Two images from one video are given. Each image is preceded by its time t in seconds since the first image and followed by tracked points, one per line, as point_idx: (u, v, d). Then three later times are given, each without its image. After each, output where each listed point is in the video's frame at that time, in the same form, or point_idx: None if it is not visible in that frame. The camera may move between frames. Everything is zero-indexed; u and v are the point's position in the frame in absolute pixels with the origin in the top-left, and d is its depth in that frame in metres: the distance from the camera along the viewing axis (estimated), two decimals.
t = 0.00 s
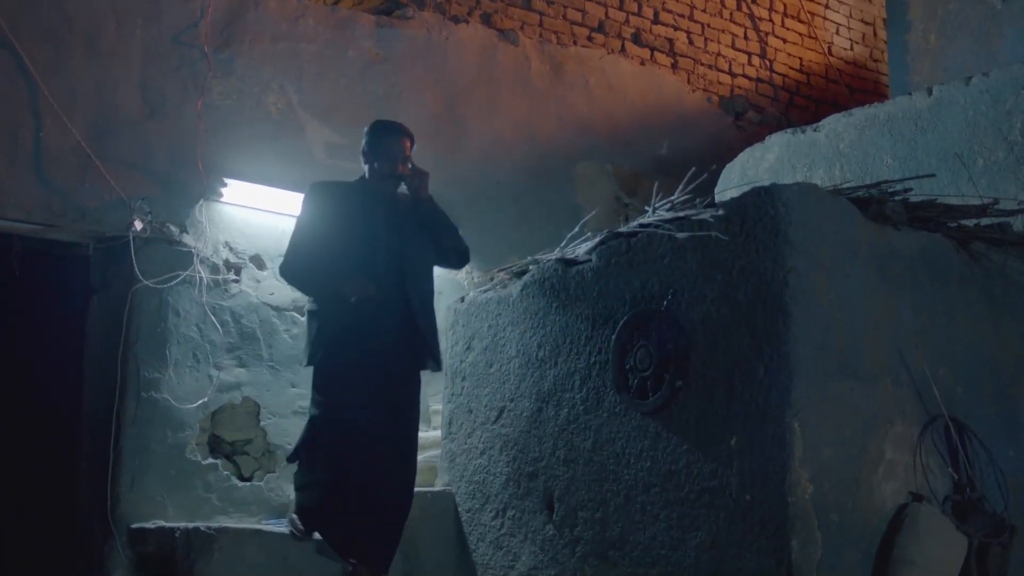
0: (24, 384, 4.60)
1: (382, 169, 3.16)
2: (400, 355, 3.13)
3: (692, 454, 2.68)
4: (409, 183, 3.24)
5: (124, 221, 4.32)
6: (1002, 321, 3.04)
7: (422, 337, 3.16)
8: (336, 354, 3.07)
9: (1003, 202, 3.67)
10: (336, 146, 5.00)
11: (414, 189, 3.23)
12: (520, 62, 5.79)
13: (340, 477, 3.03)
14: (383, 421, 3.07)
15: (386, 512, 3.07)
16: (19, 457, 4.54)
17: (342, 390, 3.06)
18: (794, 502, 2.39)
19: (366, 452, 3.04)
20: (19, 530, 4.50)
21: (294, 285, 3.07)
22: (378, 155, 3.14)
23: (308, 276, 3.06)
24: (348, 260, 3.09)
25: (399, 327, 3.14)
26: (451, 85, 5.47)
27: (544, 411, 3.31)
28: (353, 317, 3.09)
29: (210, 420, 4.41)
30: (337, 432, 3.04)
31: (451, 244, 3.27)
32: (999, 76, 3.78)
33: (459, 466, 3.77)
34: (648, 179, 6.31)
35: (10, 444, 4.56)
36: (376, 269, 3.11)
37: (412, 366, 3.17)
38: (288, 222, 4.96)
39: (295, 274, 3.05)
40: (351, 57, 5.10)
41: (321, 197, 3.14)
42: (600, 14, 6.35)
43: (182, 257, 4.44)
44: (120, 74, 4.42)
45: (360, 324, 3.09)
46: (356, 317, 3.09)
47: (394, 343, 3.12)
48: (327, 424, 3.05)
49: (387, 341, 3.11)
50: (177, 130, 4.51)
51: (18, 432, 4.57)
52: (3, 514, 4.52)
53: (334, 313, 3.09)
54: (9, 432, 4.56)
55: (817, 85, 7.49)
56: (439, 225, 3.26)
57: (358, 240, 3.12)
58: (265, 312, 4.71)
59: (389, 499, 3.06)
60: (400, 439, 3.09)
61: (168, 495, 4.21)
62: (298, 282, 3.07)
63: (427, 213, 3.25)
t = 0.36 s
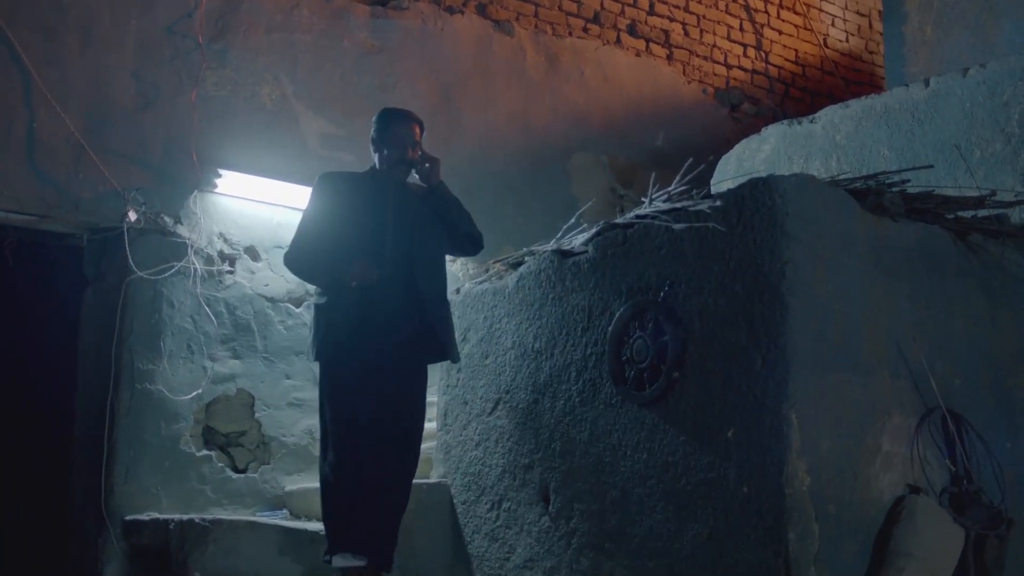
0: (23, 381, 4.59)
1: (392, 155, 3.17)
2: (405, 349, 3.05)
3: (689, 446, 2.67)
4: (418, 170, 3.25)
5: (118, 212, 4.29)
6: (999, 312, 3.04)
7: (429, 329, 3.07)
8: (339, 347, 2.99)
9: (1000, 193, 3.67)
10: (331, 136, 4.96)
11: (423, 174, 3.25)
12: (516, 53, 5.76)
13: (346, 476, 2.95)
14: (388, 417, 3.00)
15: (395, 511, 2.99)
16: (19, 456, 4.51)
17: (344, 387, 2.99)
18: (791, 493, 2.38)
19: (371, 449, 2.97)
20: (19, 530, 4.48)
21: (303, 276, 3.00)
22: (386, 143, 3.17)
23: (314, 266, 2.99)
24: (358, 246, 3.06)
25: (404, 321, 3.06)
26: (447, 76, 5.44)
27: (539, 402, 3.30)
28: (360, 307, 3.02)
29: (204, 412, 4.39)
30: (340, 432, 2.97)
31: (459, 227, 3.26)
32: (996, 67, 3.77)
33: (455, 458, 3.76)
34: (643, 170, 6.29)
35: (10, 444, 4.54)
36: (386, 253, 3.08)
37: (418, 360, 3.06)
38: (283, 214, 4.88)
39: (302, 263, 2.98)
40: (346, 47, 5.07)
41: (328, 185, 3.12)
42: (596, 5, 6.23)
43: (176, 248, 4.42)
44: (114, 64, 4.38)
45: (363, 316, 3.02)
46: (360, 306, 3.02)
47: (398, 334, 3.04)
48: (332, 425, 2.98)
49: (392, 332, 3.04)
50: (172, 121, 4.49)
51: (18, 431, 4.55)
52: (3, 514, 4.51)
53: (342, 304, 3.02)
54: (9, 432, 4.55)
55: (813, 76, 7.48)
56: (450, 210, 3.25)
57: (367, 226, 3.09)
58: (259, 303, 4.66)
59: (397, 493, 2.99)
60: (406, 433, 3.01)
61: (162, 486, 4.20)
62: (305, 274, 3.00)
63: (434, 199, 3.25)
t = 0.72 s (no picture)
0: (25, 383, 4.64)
1: (384, 154, 2.81)
2: (405, 345, 2.70)
3: (683, 438, 2.66)
4: (412, 174, 2.89)
5: (108, 202, 4.26)
6: (992, 304, 3.05)
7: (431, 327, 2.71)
8: (330, 348, 2.66)
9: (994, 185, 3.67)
10: (323, 127, 4.94)
11: (416, 176, 2.89)
12: (508, 43, 5.73)
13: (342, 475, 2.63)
14: (389, 415, 2.66)
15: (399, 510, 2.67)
16: (19, 456, 4.56)
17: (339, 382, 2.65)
18: (785, 485, 2.37)
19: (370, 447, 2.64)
20: (19, 529, 4.54)
21: (288, 281, 2.69)
22: (377, 140, 2.80)
23: (303, 269, 2.68)
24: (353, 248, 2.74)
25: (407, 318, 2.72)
26: (439, 66, 5.41)
27: (532, 394, 3.29)
28: (350, 312, 2.69)
29: (194, 403, 4.37)
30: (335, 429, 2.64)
31: (459, 230, 2.90)
32: (990, 59, 3.77)
33: (447, 450, 3.74)
34: (636, 161, 6.28)
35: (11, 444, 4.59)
36: (381, 257, 2.74)
37: (421, 358, 2.71)
38: (274, 204, 4.82)
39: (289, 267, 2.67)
40: (338, 38, 5.04)
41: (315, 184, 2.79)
42: None
43: (167, 239, 4.39)
44: (104, 54, 4.35)
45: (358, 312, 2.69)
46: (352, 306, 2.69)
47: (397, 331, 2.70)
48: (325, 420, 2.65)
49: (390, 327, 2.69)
50: (162, 111, 4.46)
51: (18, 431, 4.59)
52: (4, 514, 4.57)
53: (331, 309, 2.69)
54: (10, 431, 4.60)
55: (805, 68, 7.47)
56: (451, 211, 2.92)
57: (358, 229, 2.75)
58: (250, 294, 4.63)
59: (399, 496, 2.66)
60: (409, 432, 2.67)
61: (152, 478, 4.18)
62: (291, 278, 2.69)
63: (432, 200, 2.91)
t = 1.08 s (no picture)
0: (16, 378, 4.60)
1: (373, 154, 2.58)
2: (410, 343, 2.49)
3: (674, 429, 2.65)
4: (408, 172, 2.66)
5: (97, 192, 4.21)
6: (982, 296, 3.06)
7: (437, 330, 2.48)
8: (323, 347, 2.44)
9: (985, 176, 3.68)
10: (312, 117, 4.90)
11: (411, 173, 2.66)
12: (498, 34, 5.70)
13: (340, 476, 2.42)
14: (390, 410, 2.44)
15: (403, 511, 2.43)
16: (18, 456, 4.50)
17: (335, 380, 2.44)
18: (775, 476, 2.37)
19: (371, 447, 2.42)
20: (19, 530, 4.43)
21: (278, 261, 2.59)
22: (366, 136, 2.58)
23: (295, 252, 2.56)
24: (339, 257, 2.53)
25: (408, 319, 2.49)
26: (429, 56, 5.38)
27: (521, 385, 3.27)
28: (342, 311, 2.47)
29: (183, 394, 4.34)
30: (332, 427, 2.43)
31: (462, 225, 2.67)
32: (981, 51, 3.77)
33: (436, 441, 3.72)
34: (626, 152, 6.26)
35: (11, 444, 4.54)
36: (376, 256, 2.52)
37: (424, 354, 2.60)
38: (264, 195, 4.79)
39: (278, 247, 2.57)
40: (327, 28, 4.99)
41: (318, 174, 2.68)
42: None
43: (155, 228, 4.36)
44: (92, 42, 4.30)
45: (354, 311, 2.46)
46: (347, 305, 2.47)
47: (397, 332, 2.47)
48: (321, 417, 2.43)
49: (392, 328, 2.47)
50: (151, 100, 4.42)
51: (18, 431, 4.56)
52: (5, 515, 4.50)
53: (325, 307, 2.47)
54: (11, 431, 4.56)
55: (795, 59, 7.45)
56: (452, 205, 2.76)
57: (351, 218, 2.57)
58: (239, 285, 4.60)
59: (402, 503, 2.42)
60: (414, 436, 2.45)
61: (141, 469, 4.17)
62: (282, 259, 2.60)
63: (433, 196, 2.68)
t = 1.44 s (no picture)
0: None
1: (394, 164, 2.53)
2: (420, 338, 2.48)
3: (663, 419, 2.64)
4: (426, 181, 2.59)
5: (82, 180, 4.16)
6: (971, 287, 3.07)
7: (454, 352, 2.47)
8: (343, 363, 2.38)
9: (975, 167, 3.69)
10: (300, 106, 4.87)
11: (428, 183, 2.58)
12: (487, 24, 5.67)
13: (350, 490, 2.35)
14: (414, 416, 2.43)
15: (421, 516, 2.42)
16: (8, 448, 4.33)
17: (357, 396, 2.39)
18: (765, 467, 2.37)
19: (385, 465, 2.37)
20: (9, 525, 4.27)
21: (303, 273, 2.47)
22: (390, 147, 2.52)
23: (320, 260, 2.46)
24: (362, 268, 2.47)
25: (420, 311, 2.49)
26: (417, 46, 5.35)
27: (510, 375, 3.26)
28: (359, 328, 2.41)
29: (169, 385, 4.33)
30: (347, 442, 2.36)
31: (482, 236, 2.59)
32: (970, 42, 3.77)
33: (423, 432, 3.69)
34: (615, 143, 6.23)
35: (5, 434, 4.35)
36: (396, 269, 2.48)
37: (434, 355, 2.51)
38: (251, 184, 4.76)
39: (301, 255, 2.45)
40: (314, 16, 4.95)
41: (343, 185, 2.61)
42: None
43: (142, 218, 4.30)
44: (78, 30, 4.25)
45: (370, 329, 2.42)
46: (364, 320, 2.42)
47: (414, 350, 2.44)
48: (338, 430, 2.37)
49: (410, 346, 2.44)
50: (137, 88, 4.37)
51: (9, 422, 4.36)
52: None
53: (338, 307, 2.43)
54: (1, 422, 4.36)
55: (783, 51, 7.43)
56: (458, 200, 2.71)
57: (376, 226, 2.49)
58: (226, 275, 4.57)
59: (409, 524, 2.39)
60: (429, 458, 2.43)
61: (128, 459, 4.14)
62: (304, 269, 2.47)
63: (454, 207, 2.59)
